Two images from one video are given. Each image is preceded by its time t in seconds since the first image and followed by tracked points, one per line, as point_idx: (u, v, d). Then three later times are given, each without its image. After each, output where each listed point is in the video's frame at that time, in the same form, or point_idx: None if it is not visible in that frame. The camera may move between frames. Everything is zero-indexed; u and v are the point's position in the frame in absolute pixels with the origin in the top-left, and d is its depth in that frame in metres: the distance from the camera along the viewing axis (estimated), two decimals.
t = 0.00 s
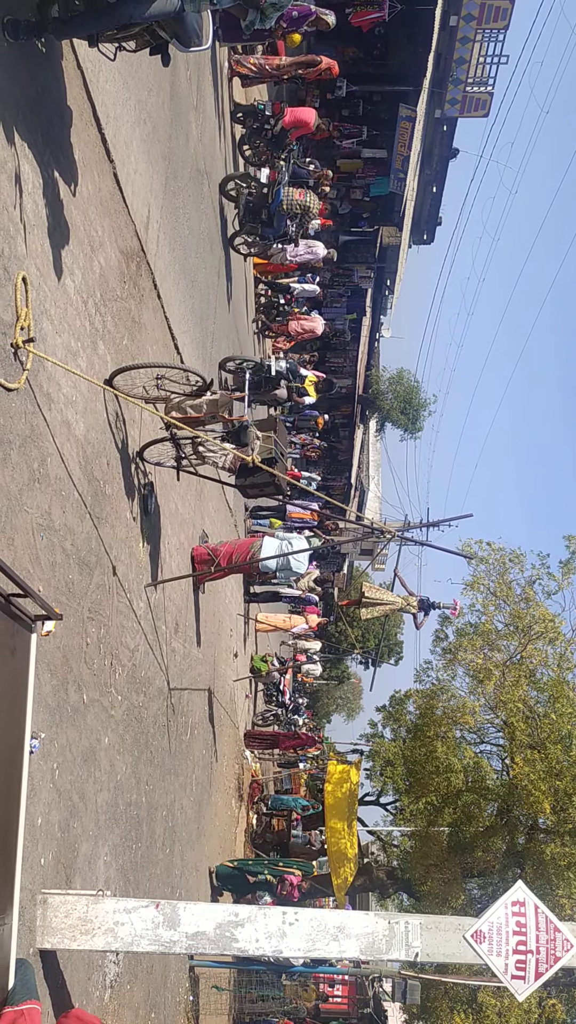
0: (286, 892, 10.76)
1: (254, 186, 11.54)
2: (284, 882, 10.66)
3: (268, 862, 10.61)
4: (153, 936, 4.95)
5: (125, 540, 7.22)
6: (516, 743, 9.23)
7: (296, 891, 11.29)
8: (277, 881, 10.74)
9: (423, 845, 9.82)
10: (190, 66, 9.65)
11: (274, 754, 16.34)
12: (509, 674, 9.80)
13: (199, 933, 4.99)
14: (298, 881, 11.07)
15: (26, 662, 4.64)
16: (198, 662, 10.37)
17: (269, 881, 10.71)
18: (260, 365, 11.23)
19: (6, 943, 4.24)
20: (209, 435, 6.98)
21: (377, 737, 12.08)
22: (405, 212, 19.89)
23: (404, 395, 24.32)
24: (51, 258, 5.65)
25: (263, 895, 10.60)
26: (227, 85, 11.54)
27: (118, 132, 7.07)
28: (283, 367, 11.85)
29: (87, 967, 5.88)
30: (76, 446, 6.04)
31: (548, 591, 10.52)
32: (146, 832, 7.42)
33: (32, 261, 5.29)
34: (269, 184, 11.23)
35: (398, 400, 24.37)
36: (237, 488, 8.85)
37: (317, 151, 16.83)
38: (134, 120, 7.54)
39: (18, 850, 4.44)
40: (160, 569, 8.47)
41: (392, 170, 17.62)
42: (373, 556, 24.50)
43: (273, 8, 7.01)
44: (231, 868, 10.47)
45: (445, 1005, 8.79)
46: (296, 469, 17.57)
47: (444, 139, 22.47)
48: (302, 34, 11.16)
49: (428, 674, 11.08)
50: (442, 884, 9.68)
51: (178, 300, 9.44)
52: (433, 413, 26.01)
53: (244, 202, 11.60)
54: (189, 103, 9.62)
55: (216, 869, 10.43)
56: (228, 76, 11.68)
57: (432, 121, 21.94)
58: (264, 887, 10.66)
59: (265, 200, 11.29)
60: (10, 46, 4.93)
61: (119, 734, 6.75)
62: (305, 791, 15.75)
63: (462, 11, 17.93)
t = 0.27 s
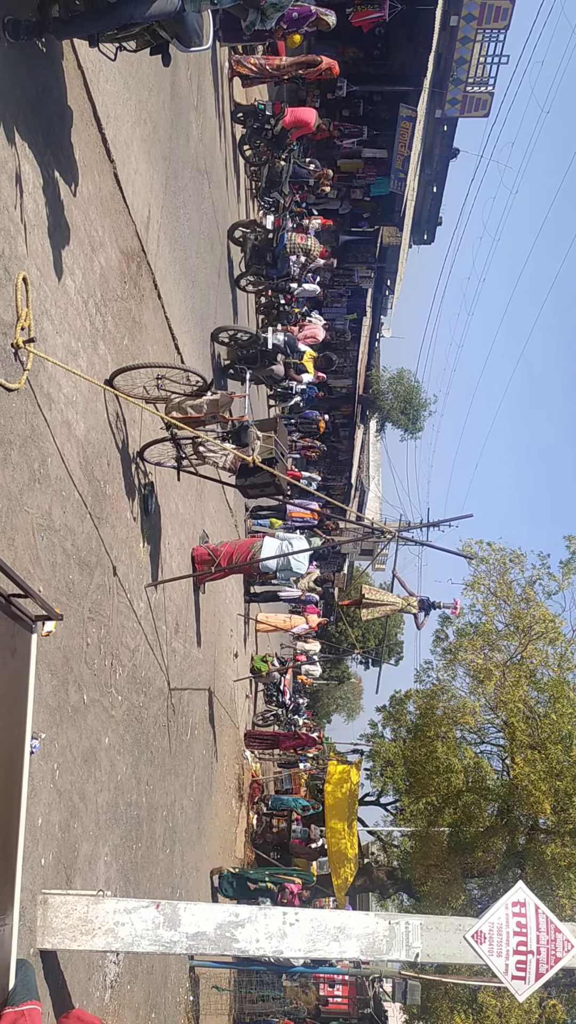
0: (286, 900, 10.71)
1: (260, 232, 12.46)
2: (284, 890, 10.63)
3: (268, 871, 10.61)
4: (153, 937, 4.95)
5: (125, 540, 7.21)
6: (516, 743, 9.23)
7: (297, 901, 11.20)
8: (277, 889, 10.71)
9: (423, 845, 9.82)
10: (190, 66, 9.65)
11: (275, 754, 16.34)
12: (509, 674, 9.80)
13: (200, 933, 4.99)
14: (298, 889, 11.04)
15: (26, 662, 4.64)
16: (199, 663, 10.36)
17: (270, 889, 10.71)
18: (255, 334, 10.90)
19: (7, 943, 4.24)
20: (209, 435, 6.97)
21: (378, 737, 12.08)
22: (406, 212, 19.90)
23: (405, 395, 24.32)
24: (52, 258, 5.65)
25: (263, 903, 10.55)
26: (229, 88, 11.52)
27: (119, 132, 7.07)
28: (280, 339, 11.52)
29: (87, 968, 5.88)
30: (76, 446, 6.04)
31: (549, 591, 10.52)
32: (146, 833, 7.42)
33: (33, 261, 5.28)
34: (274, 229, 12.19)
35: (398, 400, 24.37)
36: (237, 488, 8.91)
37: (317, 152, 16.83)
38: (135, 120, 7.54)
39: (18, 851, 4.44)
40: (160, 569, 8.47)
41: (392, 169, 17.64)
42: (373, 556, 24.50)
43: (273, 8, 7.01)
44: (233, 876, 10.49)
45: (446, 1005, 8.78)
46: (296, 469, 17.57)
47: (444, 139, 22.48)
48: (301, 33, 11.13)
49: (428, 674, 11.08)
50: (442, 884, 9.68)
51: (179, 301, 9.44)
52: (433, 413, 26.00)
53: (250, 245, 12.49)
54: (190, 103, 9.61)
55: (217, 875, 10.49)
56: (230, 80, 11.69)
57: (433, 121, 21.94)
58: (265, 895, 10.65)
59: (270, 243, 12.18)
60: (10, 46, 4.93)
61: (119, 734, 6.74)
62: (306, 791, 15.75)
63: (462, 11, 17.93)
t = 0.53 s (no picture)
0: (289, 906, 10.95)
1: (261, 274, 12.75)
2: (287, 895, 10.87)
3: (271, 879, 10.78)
4: (153, 936, 4.95)
5: (126, 540, 7.22)
6: (517, 743, 9.23)
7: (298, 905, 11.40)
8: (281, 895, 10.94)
9: (424, 845, 9.82)
10: (191, 66, 9.65)
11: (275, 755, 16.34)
12: (509, 675, 9.81)
13: (200, 933, 4.99)
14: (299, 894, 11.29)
15: (26, 662, 4.64)
16: (199, 663, 10.36)
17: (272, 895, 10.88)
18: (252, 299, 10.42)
19: (7, 943, 4.25)
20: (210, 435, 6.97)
21: (378, 737, 12.07)
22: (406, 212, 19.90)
23: (405, 395, 24.31)
24: (53, 258, 5.66)
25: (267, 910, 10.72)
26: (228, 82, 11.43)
27: (119, 132, 7.08)
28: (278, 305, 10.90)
29: (87, 967, 5.88)
30: (77, 446, 6.04)
31: (549, 591, 10.51)
32: (147, 833, 7.42)
33: (34, 261, 5.29)
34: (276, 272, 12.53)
35: (399, 401, 24.37)
36: (237, 488, 8.97)
37: (318, 152, 16.83)
38: (135, 120, 7.55)
39: (18, 851, 4.44)
40: (160, 570, 8.47)
41: (393, 170, 17.67)
42: (374, 556, 24.50)
43: (274, 8, 7.02)
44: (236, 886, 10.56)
45: (446, 1005, 8.78)
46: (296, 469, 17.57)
47: (445, 139, 22.49)
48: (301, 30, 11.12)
49: (429, 675, 11.08)
50: (443, 884, 9.68)
51: (179, 301, 9.44)
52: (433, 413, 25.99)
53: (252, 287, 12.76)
54: (190, 103, 9.62)
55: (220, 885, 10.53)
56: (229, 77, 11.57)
57: (433, 122, 21.93)
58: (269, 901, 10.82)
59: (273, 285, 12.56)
60: (11, 47, 4.94)
61: (120, 734, 6.75)
62: (306, 791, 15.75)
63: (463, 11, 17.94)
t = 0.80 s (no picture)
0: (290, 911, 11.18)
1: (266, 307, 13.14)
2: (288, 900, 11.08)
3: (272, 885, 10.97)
4: (154, 935, 4.96)
5: (126, 540, 7.22)
6: (517, 743, 9.23)
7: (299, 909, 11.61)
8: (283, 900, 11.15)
9: (424, 845, 9.81)
10: (192, 66, 9.66)
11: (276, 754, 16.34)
12: (510, 674, 9.81)
13: (200, 932, 4.99)
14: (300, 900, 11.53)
15: (26, 661, 4.63)
16: (199, 662, 10.36)
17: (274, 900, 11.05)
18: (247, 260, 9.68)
19: (7, 941, 4.25)
20: (210, 435, 6.98)
21: (379, 737, 12.07)
22: (407, 212, 19.91)
23: (406, 395, 24.31)
24: (53, 258, 5.66)
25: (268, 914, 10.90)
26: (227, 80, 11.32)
27: (120, 132, 7.08)
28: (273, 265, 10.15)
29: (87, 967, 5.87)
30: (77, 446, 6.05)
31: (549, 591, 10.51)
32: (147, 832, 7.42)
33: (34, 260, 5.29)
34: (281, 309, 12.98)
35: (399, 400, 24.37)
36: (238, 487, 9.01)
37: (318, 152, 16.83)
38: (136, 120, 7.55)
39: (18, 851, 4.43)
40: (161, 569, 8.47)
41: (393, 170, 17.70)
42: (374, 556, 24.51)
43: (274, 8, 7.03)
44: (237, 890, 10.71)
45: (446, 1004, 8.77)
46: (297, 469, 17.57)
47: (445, 139, 22.49)
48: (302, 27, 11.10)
49: (429, 675, 11.08)
50: (443, 884, 9.67)
51: (180, 300, 9.44)
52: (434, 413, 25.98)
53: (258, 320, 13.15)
54: (190, 102, 9.62)
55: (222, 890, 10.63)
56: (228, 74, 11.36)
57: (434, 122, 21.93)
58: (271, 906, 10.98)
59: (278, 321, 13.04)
60: (11, 46, 4.95)
61: (120, 733, 6.75)
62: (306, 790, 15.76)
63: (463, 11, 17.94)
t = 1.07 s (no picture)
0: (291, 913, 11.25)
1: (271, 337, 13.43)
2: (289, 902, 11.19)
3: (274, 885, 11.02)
4: (154, 934, 4.96)
5: (127, 540, 7.22)
6: (518, 743, 9.24)
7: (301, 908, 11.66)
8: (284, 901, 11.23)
9: (424, 845, 9.82)
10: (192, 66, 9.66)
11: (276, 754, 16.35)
12: (510, 674, 9.82)
13: (201, 932, 4.99)
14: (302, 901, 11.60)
15: (26, 661, 4.63)
16: (200, 662, 10.36)
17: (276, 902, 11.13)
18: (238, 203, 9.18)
19: (8, 941, 4.25)
20: (210, 435, 6.98)
21: (379, 737, 12.07)
22: (407, 212, 19.91)
23: (406, 395, 24.31)
24: (55, 258, 5.68)
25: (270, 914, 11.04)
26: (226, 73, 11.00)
27: (120, 132, 7.08)
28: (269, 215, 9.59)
29: (88, 967, 5.88)
30: (78, 446, 6.05)
31: (550, 591, 10.51)
32: (148, 833, 7.42)
33: (34, 260, 5.30)
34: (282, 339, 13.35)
35: (400, 401, 24.37)
36: (238, 487, 9.04)
37: (319, 152, 16.82)
38: (136, 120, 7.56)
39: (19, 850, 4.44)
40: (161, 569, 8.48)
41: (393, 170, 17.83)
42: (375, 557, 24.54)
43: (275, 8, 7.03)
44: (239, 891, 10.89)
45: (447, 1004, 8.77)
46: (297, 469, 17.57)
47: (446, 139, 22.49)
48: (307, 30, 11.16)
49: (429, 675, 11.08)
50: (444, 884, 9.67)
51: (180, 300, 9.44)
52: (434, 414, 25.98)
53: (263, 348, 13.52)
54: (191, 103, 9.63)
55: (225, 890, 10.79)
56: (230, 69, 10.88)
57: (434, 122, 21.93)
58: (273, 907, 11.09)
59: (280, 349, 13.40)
60: (12, 46, 4.95)
61: (121, 733, 6.75)
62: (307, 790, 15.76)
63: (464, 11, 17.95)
